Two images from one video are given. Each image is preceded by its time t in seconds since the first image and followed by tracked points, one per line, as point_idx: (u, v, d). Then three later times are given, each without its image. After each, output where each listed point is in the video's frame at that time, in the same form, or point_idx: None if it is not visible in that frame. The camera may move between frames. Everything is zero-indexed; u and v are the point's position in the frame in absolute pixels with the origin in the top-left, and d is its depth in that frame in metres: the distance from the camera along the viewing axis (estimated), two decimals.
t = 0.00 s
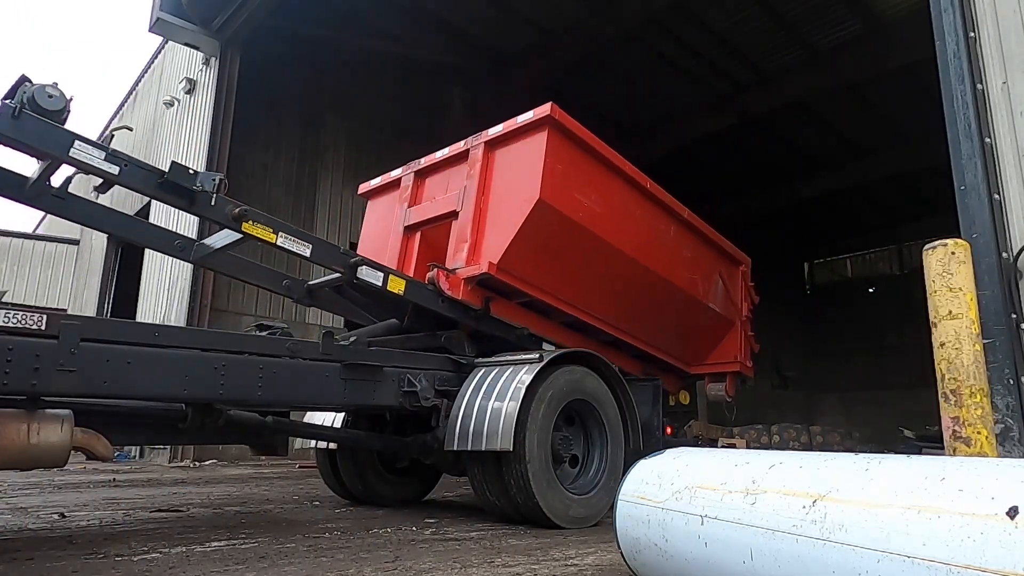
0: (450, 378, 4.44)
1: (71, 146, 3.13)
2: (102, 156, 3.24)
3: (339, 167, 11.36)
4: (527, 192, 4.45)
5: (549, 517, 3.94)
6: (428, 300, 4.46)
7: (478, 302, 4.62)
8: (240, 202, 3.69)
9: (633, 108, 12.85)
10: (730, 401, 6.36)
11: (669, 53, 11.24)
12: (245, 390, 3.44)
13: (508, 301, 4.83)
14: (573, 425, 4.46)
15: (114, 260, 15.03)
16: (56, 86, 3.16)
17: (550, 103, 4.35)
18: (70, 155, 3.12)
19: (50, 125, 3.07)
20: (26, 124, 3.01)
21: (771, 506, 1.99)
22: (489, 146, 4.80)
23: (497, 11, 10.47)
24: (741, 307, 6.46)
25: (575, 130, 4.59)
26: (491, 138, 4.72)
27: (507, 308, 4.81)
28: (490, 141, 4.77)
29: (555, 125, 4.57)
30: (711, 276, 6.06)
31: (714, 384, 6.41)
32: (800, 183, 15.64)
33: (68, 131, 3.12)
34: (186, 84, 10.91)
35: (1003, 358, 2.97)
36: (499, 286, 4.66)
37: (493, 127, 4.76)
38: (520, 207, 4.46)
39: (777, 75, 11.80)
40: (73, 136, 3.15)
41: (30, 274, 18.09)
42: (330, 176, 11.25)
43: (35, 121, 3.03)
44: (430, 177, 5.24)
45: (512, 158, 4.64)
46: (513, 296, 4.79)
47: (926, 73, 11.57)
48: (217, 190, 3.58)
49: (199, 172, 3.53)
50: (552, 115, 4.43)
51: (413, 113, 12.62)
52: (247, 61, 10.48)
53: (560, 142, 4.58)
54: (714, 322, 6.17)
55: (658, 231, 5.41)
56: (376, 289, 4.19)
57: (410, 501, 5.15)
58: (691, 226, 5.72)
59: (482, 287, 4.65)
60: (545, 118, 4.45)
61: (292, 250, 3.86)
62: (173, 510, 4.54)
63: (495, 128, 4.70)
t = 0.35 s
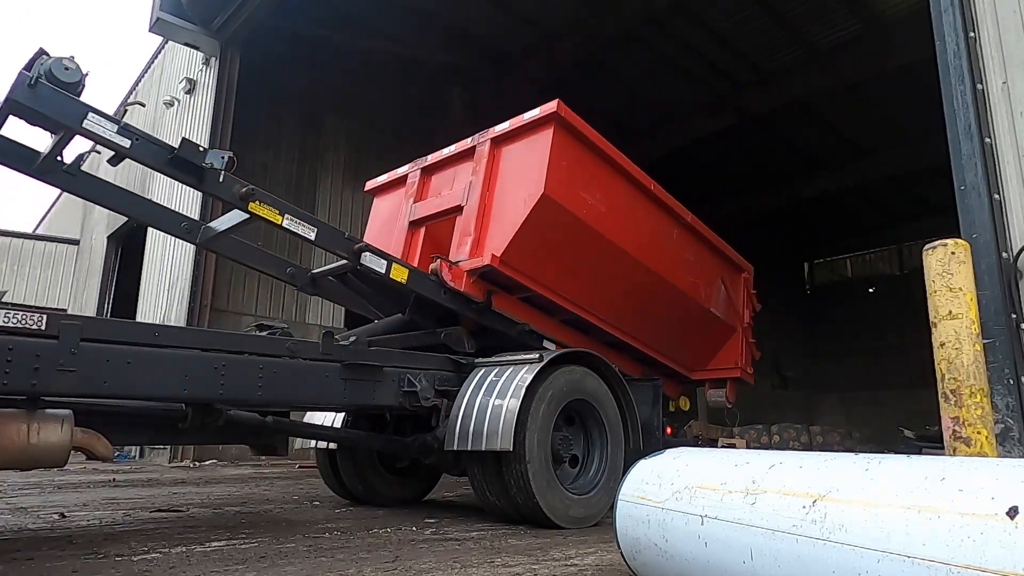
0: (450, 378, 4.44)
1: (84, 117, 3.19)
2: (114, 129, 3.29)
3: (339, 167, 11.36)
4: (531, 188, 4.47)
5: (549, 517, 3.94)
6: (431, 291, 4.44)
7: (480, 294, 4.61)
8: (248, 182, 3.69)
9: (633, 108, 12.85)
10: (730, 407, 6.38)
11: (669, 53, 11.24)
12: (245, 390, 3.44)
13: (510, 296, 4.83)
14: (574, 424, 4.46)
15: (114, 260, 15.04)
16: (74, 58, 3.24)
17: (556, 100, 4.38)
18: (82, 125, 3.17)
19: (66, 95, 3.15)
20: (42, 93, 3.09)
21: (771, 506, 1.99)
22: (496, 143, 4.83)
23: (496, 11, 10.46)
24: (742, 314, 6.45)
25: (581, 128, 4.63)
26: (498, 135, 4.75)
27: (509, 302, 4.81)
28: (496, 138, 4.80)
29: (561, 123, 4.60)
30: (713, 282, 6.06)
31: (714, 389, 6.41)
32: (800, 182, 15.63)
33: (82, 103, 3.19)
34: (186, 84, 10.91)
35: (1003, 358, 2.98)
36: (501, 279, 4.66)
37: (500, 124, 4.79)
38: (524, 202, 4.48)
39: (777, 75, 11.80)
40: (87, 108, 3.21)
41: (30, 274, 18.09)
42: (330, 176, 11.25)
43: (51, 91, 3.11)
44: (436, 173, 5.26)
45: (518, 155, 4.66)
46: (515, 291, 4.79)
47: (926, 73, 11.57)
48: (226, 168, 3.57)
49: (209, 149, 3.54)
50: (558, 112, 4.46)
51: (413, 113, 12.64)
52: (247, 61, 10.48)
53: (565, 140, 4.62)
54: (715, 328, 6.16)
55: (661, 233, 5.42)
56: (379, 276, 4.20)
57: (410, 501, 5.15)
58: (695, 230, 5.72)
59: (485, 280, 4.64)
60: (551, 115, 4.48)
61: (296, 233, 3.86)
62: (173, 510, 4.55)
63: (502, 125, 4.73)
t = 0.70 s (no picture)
0: (450, 378, 4.44)
1: (98, 92, 3.24)
2: (127, 105, 3.34)
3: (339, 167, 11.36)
4: (536, 184, 4.49)
5: (549, 517, 3.94)
6: (433, 282, 4.45)
7: (482, 287, 4.62)
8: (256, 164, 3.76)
9: (633, 108, 12.85)
10: (730, 413, 6.34)
11: (669, 53, 11.24)
12: (245, 390, 3.44)
13: (511, 291, 4.84)
14: (574, 425, 4.46)
15: (114, 260, 15.05)
16: (89, 34, 3.29)
17: (563, 98, 4.41)
18: (97, 100, 3.23)
19: (81, 69, 3.20)
20: (58, 66, 3.14)
21: (771, 506, 1.99)
22: (502, 141, 4.85)
23: (496, 11, 10.46)
24: (744, 322, 6.42)
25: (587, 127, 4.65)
26: (504, 133, 4.77)
27: (510, 297, 4.82)
28: (502, 135, 4.82)
29: (567, 122, 4.63)
30: (715, 288, 6.05)
31: (715, 395, 6.37)
32: (800, 182, 15.63)
33: (97, 78, 3.24)
34: (186, 84, 10.90)
35: (1003, 358, 2.98)
36: (504, 274, 4.68)
37: (506, 122, 4.82)
38: (528, 197, 4.50)
39: (777, 75, 11.80)
40: (101, 82, 3.26)
41: (30, 274, 18.08)
42: (330, 176, 11.25)
43: (67, 65, 3.16)
44: (443, 171, 5.28)
45: (524, 153, 4.68)
46: (518, 286, 4.81)
47: (926, 73, 11.57)
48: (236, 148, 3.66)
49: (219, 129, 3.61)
50: (564, 110, 4.49)
51: (413, 113, 12.63)
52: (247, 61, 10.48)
53: (571, 139, 4.63)
54: (716, 333, 6.14)
55: (664, 236, 5.42)
56: (383, 263, 4.20)
57: (410, 501, 5.15)
58: (699, 234, 5.71)
59: (488, 274, 4.66)
60: (557, 113, 4.51)
61: (303, 216, 3.89)
62: (173, 510, 4.55)
63: (508, 123, 4.76)
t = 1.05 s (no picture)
0: (450, 378, 4.44)
1: (113, 67, 3.35)
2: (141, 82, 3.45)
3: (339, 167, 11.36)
4: (540, 179, 4.51)
5: (549, 518, 3.94)
6: (436, 273, 4.47)
7: (485, 281, 4.63)
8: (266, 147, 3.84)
9: (634, 108, 12.85)
10: (730, 419, 6.34)
11: (669, 53, 11.23)
12: (245, 390, 3.44)
13: (514, 287, 4.85)
14: (574, 425, 4.46)
15: (114, 260, 15.05)
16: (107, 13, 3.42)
17: (569, 95, 4.44)
18: (111, 74, 3.34)
19: (98, 45, 3.32)
20: (76, 41, 3.26)
21: (771, 506, 1.99)
22: (508, 138, 4.87)
23: (496, 11, 10.45)
24: (746, 328, 6.39)
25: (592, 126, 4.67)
26: (510, 130, 4.80)
27: (512, 292, 4.83)
28: (509, 133, 4.84)
29: (573, 120, 4.66)
30: (717, 293, 6.03)
31: (714, 401, 6.36)
32: (800, 183, 15.64)
33: (113, 54, 3.36)
34: (186, 84, 10.90)
35: (1003, 358, 2.98)
36: (507, 268, 4.69)
37: (513, 120, 4.84)
38: (532, 193, 4.52)
39: (777, 75, 11.80)
40: (117, 59, 3.38)
41: (31, 274, 18.07)
42: (330, 176, 11.26)
43: (85, 40, 3.29)
44: (449, 169, 5.30)
45: (529, 151, 4.70)
46: (520, 282, 4.81)
47: (926, 73, 11.56)
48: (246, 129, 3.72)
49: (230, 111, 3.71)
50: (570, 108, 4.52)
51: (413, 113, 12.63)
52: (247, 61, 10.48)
53: (576, 137, 4.66)
54: (717, 338, 6.11)
55: (667, 238, 5.42)
56: (386, 252, 4.23)
57: (411, 500, 5.15)
58: (702, 239, 5.71)
59: (490, 268, 4.68)
60: (563, 110, 4.54)
61: (309, 201, 3.99)
62: (173, 510, 4.55)
63: (515, 121, 4.78)
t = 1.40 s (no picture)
0: (450, 378, 4.43)
1: (128, 45, 3.45)
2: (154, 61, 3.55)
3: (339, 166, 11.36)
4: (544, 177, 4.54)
5: (549, 518, 3.94)
6: (439, 266, 4.48)
7: (486, 275, 4.65)
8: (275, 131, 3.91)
9: (634, 108, 12.85)
10: (729, 426, 6.26)
11: (669, 53, 11.24)
12: (245, 390, 3.44)
13: (516, 283, 4.87)
14: (574, 425, 4.46)
15: (114, 260, 15.06)
16: None
17: (576, 94, 4.47)
18: (125, 52, 3.44)
19: (115, 24, 3.43)
20: (93, 18, 3.37)
21: (771, 506, 1.99)
22: (514, 137, 4.89)
23: (496, 11, 10.45)
24: (746, 335, 6.35)
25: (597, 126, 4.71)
26: (517, 129, 4.82)
27: (514, 288, 4.84)
28: (515, 132, 4.86)
29: (579, 119, 4.68)
30: (718, 298, 6.01)
31: (714, 407, 6.30)
32: (800, 182, 15.64)
33: (129, 33, 3.47)
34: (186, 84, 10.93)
35: (1003, 358, 2.98)
36: (510, 263, 4.70)
37: (520, 119, 4.87)
38: (537, 189, 4.54)
39: (777, 75, 11.80)
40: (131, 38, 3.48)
41: (30, 274, 18.05)
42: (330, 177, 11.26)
43: (101, 18, 3.40)
44: (455, 167, 5.31)
45: (535, 149, 4.73)
46: (523, 278, 4.82)
47: (926, 73, 11.56)
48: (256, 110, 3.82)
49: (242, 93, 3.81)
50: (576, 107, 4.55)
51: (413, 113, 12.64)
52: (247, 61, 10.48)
53: (582, 137, 4.68)
54: (717, 343, 6.07)
55: (670, 240, 5.42)
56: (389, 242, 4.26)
57: (411, 501, 5.15)
58: (704, 243, 5.70)
59: (493, 263, 4.70)
60: (569, 109, 4.56)
61: (314, 185, 4.06)
62: (173, 510, 4.55)
63: (522, 119, 4.81)
